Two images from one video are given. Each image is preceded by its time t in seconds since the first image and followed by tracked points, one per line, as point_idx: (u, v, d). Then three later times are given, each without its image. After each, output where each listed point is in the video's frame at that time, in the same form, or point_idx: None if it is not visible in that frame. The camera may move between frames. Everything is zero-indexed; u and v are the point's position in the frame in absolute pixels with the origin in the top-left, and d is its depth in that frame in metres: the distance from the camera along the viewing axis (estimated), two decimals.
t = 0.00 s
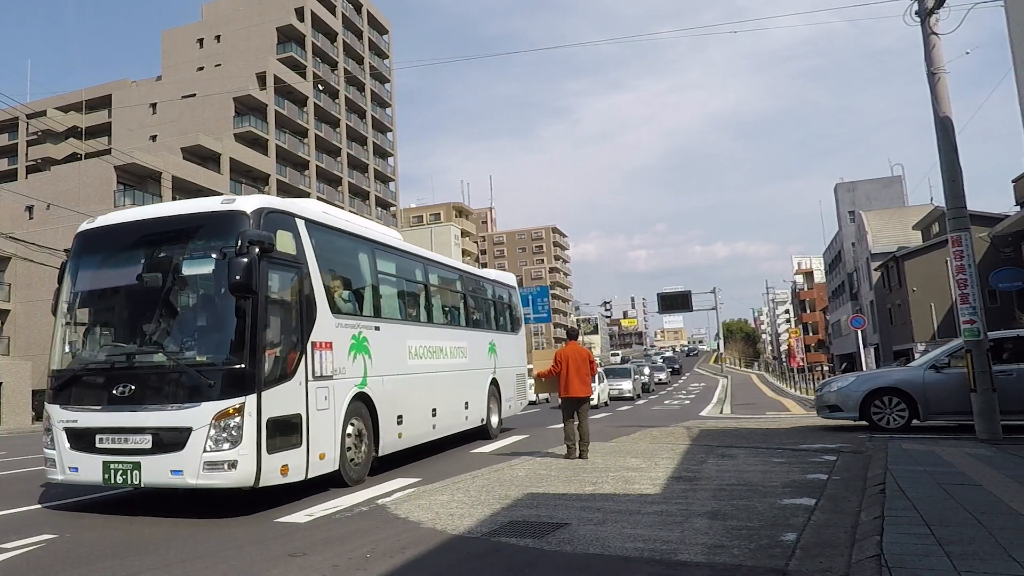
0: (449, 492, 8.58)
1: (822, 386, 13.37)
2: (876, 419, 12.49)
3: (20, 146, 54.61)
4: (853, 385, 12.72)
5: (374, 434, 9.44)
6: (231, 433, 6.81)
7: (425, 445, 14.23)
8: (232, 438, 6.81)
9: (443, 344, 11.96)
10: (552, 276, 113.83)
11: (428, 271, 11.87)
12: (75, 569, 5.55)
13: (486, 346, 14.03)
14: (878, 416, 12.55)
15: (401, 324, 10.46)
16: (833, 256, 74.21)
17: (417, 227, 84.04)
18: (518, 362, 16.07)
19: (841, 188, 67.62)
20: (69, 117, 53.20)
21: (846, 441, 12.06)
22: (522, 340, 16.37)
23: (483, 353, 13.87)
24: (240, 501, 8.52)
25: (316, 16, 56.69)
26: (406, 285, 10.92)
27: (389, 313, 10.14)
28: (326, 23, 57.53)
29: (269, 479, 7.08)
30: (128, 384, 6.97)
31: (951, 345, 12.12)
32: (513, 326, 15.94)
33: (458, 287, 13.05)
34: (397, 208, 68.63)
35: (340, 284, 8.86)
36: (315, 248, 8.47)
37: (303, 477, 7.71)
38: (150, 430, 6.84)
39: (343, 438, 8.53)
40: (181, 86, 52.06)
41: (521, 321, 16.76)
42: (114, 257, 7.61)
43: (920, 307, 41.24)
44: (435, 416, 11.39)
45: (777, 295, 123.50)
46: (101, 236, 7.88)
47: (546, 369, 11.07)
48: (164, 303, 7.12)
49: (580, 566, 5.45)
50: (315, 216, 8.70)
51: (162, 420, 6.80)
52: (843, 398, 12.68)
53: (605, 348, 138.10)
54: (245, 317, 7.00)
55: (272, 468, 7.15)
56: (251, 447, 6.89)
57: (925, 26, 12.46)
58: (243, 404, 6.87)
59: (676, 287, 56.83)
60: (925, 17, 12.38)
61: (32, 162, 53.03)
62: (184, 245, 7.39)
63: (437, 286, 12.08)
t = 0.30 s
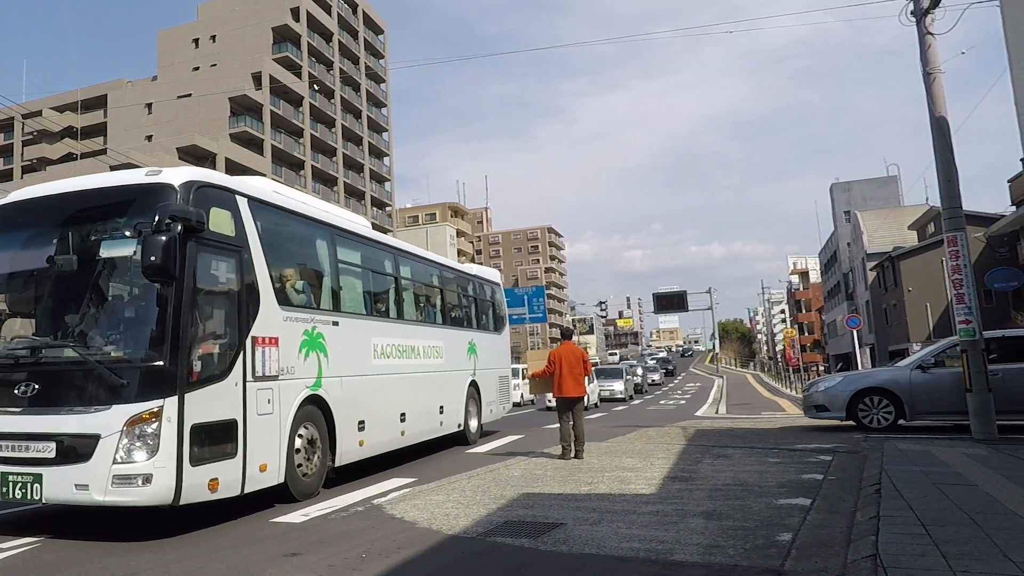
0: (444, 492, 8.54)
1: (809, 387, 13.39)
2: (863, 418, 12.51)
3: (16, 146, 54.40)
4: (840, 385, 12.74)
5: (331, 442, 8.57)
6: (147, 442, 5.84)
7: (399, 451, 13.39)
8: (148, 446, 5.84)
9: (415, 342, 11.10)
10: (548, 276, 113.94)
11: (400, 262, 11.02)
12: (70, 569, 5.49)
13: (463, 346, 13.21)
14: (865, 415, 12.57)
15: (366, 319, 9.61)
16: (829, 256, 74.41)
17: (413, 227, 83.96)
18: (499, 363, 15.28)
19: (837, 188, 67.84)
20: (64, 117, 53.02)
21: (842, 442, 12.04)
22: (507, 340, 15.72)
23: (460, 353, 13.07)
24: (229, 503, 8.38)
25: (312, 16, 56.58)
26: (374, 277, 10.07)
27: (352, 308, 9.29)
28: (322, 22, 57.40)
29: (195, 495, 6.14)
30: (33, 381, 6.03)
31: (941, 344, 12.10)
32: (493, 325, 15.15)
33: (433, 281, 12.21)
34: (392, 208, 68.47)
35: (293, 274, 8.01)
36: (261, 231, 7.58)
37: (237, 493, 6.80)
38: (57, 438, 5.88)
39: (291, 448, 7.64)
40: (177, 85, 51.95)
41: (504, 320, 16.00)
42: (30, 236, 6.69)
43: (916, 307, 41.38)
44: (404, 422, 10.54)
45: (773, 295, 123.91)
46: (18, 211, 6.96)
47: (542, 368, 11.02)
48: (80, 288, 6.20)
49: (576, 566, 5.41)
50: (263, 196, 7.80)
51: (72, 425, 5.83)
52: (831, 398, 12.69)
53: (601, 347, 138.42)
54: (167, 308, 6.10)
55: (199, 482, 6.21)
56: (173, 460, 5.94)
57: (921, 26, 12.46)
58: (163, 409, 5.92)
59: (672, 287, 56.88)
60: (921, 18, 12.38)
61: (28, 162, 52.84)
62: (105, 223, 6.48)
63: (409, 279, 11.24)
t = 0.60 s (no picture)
0: (444, 492, 8.54)
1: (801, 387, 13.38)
2: (854, 418, 12.53)
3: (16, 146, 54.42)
4: (832, 385, 12.75)
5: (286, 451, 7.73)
6: (42, 458, 5.02)
7: (376, 456, 12.61)
8: (44, 464, 5.03)
9: (387, 340, 10.26)
10: (548, 276, 113.90)
11: (372, 253, 10.19)
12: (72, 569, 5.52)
13: (444, 345, 12.37)
14: (856, 415, 12.59)
15: (331, 314, 8.76)
16: (829, 256, 74.44)
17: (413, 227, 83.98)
18: (484, 363, 14.47)
19: (837, 188, 67.86)
20: (65, 117, 53.03)
21: (842, 442, 12.02)
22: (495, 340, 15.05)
23: (440, 351, 12.25)
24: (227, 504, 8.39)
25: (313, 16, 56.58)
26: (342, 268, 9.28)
27: (314, 301, 8.45)
28: (322, 23, 57.40)
29: (105, 516, 5.31)
30: None
31: (932, 343, 12.09)
32: (479, 322, 14.36)
33: (411, 274, 11.39)
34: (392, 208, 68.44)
35: (240, 263, 7.18)
36: (198, 212, 6.78)
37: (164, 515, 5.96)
38: None
39: (233, 461, 6.79)
40: (177, 85, 51.99)
41: (491, 316, 15.22)
42: None
43: (916, 307, 41.36)
44: (374, 428, 9.68)
45: (773, 295, 124.00)
46: None
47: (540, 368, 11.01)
48: None
49: (576, 566, 5.41)
50: (202, 174, 6.99)
51: None
52: (823, 398, 12.68)
53: (601, 347, 138.53)
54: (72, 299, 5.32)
55: (111, 502, 5.38)
56: (75, 479, 5.13)
57: (921, 26, 12.45)
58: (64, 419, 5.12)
59: (672, 287, 56.90)
60: (921, 18, 12.37)
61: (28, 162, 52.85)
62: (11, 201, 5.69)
63: (383, 271, 10.41)
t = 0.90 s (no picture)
0: (445, 492, 8.55)
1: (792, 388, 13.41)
2: (845, 418, 12.55)
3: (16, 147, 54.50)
4: (823, 386, 12.78)
5: (231, 461, 6.84)
6: None
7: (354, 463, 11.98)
8: None
9: (356, 337, 9.40)
10: (548, 276, 113.77)
11: (338, 242, 9.34)
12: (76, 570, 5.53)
13: (421, 343, 11.52)
14: (847, 416, 12.61)
15: (288, 307, 7.89)
16: (829, 256, 74.40)
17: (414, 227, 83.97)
18: (466, 365, 13.68)
19: (837, 188, 67.92)
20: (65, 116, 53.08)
21: (842, 441, 12.02)
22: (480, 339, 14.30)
23: (417, 350, 11.43)
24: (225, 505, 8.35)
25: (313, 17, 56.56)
26: (303, 257, 8.40)
27: (267, 292, 7.57)
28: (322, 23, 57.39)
29: None
30: None
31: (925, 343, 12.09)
32: (459, 319, 13.56)
33: (384, 267, 10.56)
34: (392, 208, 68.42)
35: (175, 248, 6.30)
36: (123, 188, 5.91)
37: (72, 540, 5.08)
38: None
39: (162, 475, 5.89)
40: (177, 85, 52.07)
41: (474, 314, 14.46)
42: None
43: (916, 307, 41.33)
44: (340, 434, 8.79)
45: (774, 295, 124.10)
46: None
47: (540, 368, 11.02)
48: None
49: (576, 566, 5.41)
50: (130, 145, 6.11)
51: None
52: (814, 399, 12.71)
53: (601, 347, 138.64)
54: None
55: None
56: None
57: (921, 26, 12.44)
58: None
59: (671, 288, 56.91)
60: (921, 18, 12.36)
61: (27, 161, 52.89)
62: None
63: (350, 262, 9.56)
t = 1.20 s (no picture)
0: (445, 492, 8.54)
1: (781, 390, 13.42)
2: (833, 419, 12.54)
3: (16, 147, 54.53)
4: (811, 387, 12.81)
5: (163, 470, 5.84)
6: None
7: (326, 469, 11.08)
8: None
9: (322, 335, 8.36)
10: (548, 276, 113.59)
11: (304, 229, 8.34)
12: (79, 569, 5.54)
13: (399, 342, 10.50)
14: (835, 416, 12.60)
15: (238, 297, 6.86)
16: (829, 256, 74.39)
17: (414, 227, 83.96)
18: (451, 366, 12.69)
19: (837, 188, 67.93)
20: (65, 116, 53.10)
21: (842, 441, 12.01)
22: (466, 338, 13.34)
23: (395, 350, 10.41)
24: (212, 509, 8.14)
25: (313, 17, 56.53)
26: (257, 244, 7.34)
27: (212, 282, 6.54)
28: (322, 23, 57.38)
29: None
30: None
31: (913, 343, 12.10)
32: (443, 318, 12.55)
33: (356, 258, 9.54)
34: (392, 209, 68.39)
35: (96, 225, 5.34)
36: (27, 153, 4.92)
37: None
38: None
39: (68, 488, 4.90)
40: (176, 86, 52.07)
41: (461, 313, 13.46)
42: None
43: (916, 307, 41.31)
44: (300, 441, 7.76)
45: (773, 295, 124.17)
46: None
47: (539, 368, 11.00)
48: None
49: (576, 566, 5.41)
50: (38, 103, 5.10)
51: None
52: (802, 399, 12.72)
53: (600, 347, 138.76)
54: None
55: None
56: None
57: (921, 26, 12.44)
58: None
59: (671, 287, 56.90)
60: (921, 18, 12.36)
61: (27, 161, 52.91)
62: None
63: (317, 251, 8.54)
